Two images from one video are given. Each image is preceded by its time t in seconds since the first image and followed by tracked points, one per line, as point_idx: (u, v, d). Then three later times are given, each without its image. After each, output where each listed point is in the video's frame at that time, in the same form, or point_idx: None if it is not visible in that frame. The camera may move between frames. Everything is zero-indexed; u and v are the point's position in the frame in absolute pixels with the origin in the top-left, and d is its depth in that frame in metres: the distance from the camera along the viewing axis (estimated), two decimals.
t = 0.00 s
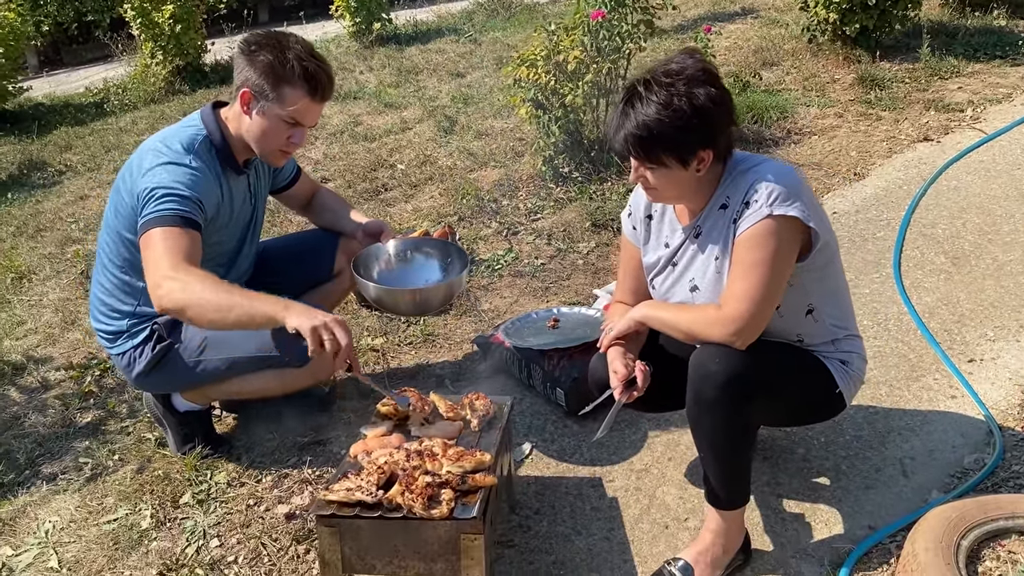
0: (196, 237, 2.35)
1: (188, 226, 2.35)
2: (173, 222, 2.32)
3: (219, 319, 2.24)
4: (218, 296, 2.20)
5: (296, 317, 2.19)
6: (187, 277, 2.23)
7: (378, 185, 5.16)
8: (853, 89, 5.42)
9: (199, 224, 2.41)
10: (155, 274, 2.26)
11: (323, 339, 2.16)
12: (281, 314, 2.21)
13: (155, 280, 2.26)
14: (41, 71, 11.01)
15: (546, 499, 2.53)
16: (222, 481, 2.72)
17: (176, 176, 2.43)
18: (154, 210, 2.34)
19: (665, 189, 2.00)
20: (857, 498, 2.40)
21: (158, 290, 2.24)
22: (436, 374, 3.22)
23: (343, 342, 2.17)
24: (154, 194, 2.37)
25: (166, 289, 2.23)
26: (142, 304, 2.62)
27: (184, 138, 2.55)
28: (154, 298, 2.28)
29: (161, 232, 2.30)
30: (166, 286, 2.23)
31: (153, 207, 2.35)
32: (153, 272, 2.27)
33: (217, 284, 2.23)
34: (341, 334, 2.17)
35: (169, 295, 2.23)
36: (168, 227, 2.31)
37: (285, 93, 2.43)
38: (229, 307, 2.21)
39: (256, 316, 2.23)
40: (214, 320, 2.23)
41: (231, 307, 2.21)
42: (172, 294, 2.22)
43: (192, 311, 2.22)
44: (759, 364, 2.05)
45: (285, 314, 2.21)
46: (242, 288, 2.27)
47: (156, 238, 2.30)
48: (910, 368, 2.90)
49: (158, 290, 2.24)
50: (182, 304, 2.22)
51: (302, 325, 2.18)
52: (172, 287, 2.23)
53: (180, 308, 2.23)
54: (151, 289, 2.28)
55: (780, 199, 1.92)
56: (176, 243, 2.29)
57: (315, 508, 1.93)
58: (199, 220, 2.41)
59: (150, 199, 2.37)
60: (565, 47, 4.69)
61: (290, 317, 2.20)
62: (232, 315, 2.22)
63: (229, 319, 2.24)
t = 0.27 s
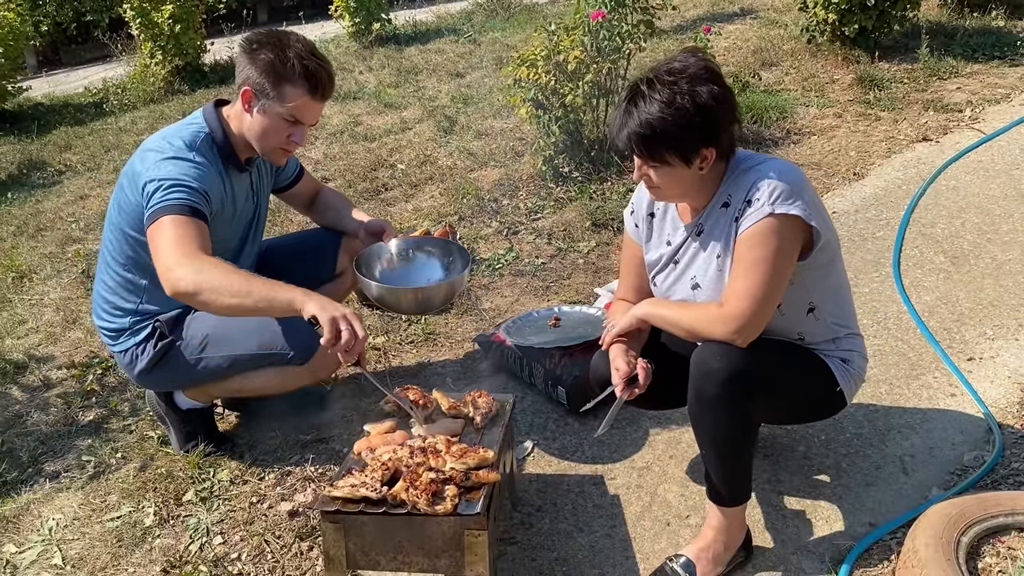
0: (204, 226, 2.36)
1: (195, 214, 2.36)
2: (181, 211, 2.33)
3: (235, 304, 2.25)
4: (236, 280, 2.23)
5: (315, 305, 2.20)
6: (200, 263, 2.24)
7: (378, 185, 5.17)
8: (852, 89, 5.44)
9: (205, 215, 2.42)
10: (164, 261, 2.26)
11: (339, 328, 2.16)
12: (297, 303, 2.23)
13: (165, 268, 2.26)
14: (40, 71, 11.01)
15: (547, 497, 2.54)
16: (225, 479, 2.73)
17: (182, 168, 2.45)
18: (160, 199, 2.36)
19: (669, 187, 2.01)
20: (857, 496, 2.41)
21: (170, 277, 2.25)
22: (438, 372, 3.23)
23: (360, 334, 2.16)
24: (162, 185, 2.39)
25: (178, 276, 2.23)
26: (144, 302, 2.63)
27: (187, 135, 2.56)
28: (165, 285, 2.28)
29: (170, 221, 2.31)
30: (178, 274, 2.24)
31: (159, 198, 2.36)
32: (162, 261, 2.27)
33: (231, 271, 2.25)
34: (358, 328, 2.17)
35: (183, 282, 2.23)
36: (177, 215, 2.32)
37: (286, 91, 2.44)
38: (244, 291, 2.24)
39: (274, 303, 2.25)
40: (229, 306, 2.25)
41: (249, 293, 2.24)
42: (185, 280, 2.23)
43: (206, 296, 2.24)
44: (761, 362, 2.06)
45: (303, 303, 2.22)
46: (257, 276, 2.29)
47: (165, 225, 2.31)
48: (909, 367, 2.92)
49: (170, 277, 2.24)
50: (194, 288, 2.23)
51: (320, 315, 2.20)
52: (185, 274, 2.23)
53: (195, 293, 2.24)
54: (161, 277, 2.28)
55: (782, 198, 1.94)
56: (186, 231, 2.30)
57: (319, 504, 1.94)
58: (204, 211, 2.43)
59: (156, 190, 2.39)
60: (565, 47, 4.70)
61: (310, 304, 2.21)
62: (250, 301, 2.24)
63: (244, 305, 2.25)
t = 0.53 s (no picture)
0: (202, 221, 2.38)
1: (194, 210, 2.37)
2: (179, 207, 2.34)
3: (230, 297, 2.25)
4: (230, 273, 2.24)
5: (308, 297, 2.21)
6: (196, 257, 2.25)
7: (376, 185, 5.17)
8: (848, 91, 5.46)
9: (204, 211, 2.43)
10: (161, 256, 2.27)
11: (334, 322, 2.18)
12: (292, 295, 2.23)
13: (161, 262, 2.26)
14: (37, 72, 10.99)
15: (546, 496, 2.55)
16: (223, 478, 2.73)
17: (182, 164, 2.45)
18: (160, 194, 2.37)
19: (668, 186, 2.02)
20: (854, 495, 2.42)
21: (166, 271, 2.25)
22: (436, 372, 3.24)
23: (353, 327, 2.18)
24: (161, 180, 2.40)
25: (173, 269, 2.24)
26: (145, 300, 2.63)
27: (187, 133, 2.57)
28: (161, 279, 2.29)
29: (168, 215, 2.32)
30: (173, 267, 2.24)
31: (159, 193, 2.37)
32: (159, 254, 2.28)
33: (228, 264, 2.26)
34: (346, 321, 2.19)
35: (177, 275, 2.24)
36: (175, 211, 2.33)
37: (288, 89, 2.44)
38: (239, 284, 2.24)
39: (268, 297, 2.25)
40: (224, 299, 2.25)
41: (244, 286, 2.24)
42: (180, 273, 2.23)
43: (200, 289, 2.24)
44: (759, 361, 2.07)
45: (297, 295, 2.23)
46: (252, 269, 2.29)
47: (163, 220, 2.32)
48: (906, 367, 2.93)
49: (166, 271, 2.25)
50: (189, 281, 2.23)
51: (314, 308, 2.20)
52: (180, 267, 2.24)
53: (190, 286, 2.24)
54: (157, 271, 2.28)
55: (780, 198, 1.95)
56: (184, 225, 2.31)
57: (318, 502, 1.94)
58: (204, 207, 2.44)
59: (156, 185, 2.40)
60: (563, 48, 4.71)
61: (305, 296, 2.21)
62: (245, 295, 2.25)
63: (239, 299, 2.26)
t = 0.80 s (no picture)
0: (193, 223, 2.37)
1: (185, 212, 2.37)
2: (171, 208, 2.34)
3: (217, 301, 2.24)
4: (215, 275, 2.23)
5: (293, 301, 2.21)
6: (183, 259, 2.24)
7: (370, 187, 5.17)
8: (841, 95, 5.49)
9: (196, 213, 2.43)
10: (150, 258, 2.27)
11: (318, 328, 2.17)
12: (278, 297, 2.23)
13: (150, 265, 2.26)
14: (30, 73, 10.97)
15: (540, 498, 2.55)
16: (217, 480, 2.73)
17: (176, 165, 2.45)
18: (152, 196, 2.37)
19: (663, 187, 2.03)
20: (847, 496, 2.43)
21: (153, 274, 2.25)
22: (430, 374, 3.24)
23: (334, 335, 2.18)
24: (154, 181, 2.40)
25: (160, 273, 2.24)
26: (139, 301, 2.62)
27: (183, 133, 2.56)
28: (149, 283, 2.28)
29: (158, 218, 2.31)
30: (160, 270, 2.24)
31: (151, 194, 2.37)
32: (148, 256, 2.28)
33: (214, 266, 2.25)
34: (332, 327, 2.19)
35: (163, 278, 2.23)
36: (166, 213, 2.32)
37: (284, 91, 2.44)
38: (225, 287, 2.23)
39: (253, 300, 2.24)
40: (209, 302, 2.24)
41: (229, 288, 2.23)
42: (166, 276, 2.23)
43: (186, 293, 2.23)
44: (752, 363, 2.08)
45: (283, 296, 2.23)
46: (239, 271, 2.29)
47: (153, 222, 2.31)
48: (898, 369, 2.94)
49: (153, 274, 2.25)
50: (175, 284, 2.23)
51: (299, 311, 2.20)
52: (166, 271, 2.23)
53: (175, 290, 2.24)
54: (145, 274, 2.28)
55: (774, 200, 1.96)
56: (174, 227, 2.31)
57: (312, 504, 1.94)
58: (196, 209, 2.43)
59: (148, 186, 2.40)
60: (558, 50, 4.72)
61: (289, 301, 2.21)
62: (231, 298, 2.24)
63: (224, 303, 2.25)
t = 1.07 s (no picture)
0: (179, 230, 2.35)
1: (172, 218, 2.35)
2: (156, 215, 2.32)
3: (199, 308, 2.23)
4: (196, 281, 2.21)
5: (275, 305, 2.19)
6: (165, 267, 2.23)
7: (362, 190, 5.15)
8: (833, 100, 5.50)
9: (183, 219, 2.41)
10: (133, 265, 2.25)
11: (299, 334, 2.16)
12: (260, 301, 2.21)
13: (132, 271, 2.25)
14: (21, 74, 10.92)
15: (531, 503, 2.54)
16: (207, 484, 2.71)
17: (164, 169, 2.43)
18: (138, 202, 2.35)
19: (657, 190, 2.02)
20: (838, 502, 2.43)
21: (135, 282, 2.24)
22: (422, 378, 3.23)
23: (316, 341, 2.16)
24: (141, 187, 2.38)
25: (142, 280, 2.22)
26: (128, 305, 2.60)
27: (173, 136, 2.55)
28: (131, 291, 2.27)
29: (142, 225, 2.29)
30: (142, 277, 2.22)
31: (138, 200, 2.35)
32: (131, 263, 2.26)
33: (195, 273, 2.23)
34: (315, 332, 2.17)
35: (144, 286, 2.22)
36: (150, 219, 2.31)
37: (275, 94, 2.43)
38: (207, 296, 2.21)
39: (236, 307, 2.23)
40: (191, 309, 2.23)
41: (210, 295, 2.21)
42: (148, 284, 2.21)
43: (167, 300, 2.22)
44: (744, 369, 2.07)
45: (264, 301, 2.21)
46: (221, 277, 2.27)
47: (138, 229, 2.30)
48: (890, 374, 2.94)
49: (136, 281, 2.23)
50: (157, 292, 2.21)
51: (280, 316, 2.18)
52: (148, 278, 2.22)
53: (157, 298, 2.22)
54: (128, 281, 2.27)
55: (766, 206, 1.95)
56: (158, 234, 2.29)
57: (301, 509, 1.93)
58: (184, 215, 2.41)
59: (136, 191, 2.38)
60: (550, 54, 4.72)
61: (270, 306, 2.20)
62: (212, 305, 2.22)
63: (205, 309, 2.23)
